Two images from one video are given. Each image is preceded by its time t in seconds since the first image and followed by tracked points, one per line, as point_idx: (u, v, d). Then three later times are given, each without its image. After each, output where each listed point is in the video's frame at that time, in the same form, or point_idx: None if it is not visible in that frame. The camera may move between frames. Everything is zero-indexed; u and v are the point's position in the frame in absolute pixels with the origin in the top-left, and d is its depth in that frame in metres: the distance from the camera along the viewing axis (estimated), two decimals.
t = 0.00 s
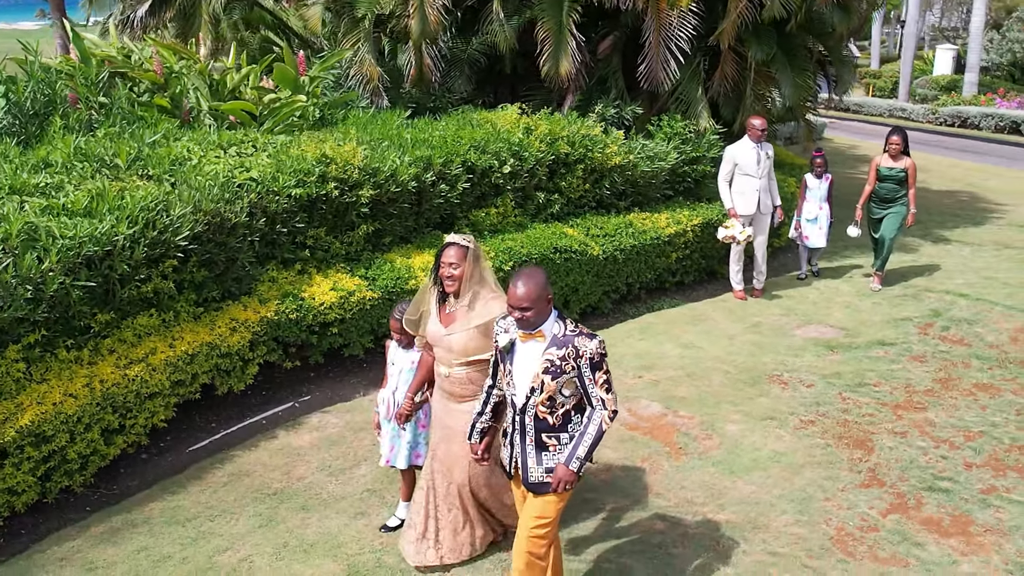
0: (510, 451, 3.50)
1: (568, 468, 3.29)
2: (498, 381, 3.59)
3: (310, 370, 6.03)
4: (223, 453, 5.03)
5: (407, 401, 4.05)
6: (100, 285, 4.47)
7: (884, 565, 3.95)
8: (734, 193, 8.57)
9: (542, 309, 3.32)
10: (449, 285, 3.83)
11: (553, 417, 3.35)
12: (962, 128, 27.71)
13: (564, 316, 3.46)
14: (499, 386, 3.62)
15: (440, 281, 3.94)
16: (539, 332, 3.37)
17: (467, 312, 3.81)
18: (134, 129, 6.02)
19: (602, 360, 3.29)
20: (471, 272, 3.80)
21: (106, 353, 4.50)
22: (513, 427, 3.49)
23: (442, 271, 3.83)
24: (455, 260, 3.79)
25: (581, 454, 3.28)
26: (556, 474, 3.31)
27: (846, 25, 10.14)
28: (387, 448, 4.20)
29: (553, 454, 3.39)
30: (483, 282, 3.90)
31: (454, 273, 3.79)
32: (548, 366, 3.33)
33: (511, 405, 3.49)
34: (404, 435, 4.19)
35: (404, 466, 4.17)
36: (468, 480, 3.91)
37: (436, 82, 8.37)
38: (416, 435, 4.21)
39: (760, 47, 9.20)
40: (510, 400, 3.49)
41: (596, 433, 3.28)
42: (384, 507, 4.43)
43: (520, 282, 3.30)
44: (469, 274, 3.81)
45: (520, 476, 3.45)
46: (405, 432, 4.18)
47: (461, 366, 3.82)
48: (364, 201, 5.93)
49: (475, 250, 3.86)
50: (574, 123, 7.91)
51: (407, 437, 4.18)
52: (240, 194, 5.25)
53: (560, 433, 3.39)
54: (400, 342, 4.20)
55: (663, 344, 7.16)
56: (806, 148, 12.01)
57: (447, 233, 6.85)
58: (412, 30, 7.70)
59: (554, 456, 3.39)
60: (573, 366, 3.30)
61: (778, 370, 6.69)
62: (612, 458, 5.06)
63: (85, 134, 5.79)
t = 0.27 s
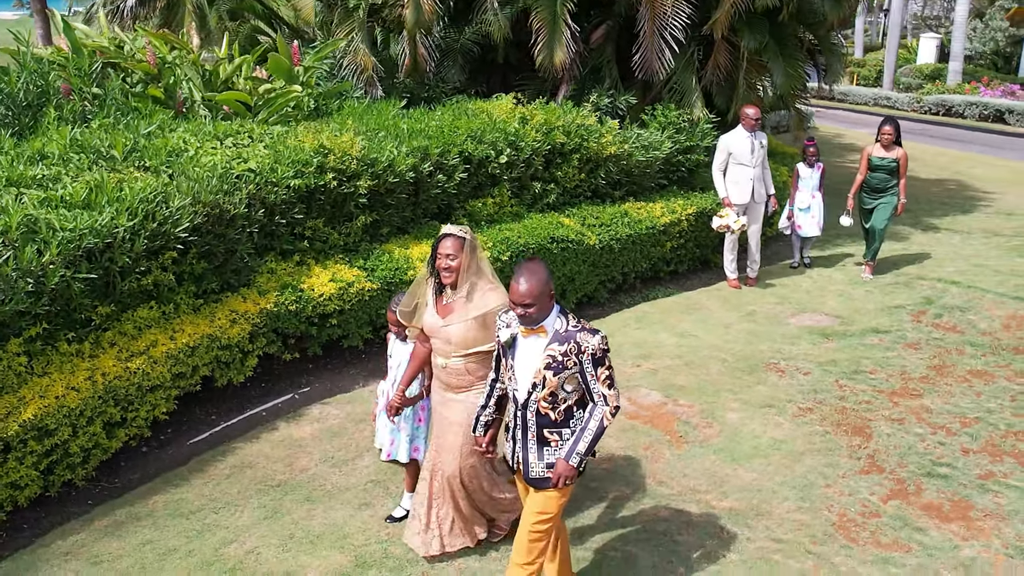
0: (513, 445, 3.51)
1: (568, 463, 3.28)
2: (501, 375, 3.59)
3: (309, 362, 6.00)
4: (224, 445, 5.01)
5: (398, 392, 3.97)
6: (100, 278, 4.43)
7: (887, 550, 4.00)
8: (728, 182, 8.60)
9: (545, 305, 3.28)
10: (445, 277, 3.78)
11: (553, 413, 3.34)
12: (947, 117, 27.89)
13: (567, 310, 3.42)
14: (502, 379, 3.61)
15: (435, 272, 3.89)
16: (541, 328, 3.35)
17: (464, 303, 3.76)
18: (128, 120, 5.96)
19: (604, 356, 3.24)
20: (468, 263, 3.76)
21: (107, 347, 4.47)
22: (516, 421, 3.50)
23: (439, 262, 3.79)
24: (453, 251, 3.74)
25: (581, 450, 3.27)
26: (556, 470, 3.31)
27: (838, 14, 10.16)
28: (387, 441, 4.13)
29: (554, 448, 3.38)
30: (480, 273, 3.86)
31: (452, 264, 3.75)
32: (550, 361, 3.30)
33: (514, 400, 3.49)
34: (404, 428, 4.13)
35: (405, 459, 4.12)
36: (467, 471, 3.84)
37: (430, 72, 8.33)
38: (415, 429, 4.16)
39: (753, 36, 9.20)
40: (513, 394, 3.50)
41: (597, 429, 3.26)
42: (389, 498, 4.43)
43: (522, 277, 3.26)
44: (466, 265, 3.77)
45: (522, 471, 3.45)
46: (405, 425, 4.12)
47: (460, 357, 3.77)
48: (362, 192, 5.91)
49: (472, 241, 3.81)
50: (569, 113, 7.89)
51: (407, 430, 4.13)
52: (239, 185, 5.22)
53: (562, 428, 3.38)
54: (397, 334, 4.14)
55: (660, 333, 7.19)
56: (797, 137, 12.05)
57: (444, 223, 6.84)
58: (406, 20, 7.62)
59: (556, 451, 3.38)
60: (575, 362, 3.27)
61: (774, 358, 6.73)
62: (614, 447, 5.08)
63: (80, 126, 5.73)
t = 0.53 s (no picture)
0: (515, 441, 3.50)
1: (571, 461, 3.28)
2: (505, 370, 3.59)
3: (307, 352, 5.99)
4: (227, 437, 5.00)
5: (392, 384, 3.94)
6: (102, 270, 4.41)
7: (891, 535, 4.04)
8: (723, 171, 8.62)
9: (547, 302, 3.29)
10: (444, 269, 3.77)
11: (556, 410, 3.33)
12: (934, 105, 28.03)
13: (571, 307, 3.42)
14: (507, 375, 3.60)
15: (434, 263, 3.87)
16: (544, 325, 3.35)
17: (463, 296, 3.76)
18: (123, 111, 5.90)
19: (607, 354, 3.24)
20: (466, 255, 3.74)
21: (109, 339, 4.45)
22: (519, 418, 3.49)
23: (437, 254, 3.77)
24: (451, 243, 3.71)
25: (584, 448, 3.27)
26: (558, 467, 3.30)
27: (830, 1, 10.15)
28: (388, 434, 4.13)
29: (557, 445, 3.38)
30: (479, 264, 3.84)
31: (450, 256, 3.71)
32: (552, 359, 3.29)
33: (517, 397, 3.48)
34: (405, 420, 4.14)
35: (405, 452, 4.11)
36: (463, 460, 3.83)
37: (425, 61, 8.28)
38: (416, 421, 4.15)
39: (746, 25, 9.19)
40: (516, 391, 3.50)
41: (599, 427, 3.26)
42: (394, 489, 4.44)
43: (526, 275, 3.27)
44: (464, 257, 3.75)
45: (524, 468, 3.45)
46: (406, 418, 4.12)
47: (458, 349, 3.77)
48: (361, 182, 5.88)
49: (470, 232, 3.79)
50: (565, 102, 7.88)
51: (408, 424, 4.12)
52: (239, 176, 5.19)
53: (564, 425, 3.37)
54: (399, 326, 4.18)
55: (658, 322, 7.21)
56: (789, 125, 12.08)
57: (441, 213, 6.82)
58: (400, 9, 7.59)
59: (558, 448, 3.38)
60: (578, 360, 3.26)
61: (772, 346, 6.76)
62: (617, 436, 5.10)
63: (75, 117, 5.67)
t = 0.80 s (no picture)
0: (518, 438, 3.50)
1: (574, 459, 3.28)
2: (510, 365, 3.58)
3: (307, 343, 5.97)
4: (229, 429, 4.98)
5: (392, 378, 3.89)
6: (104, 262, 4.38)
7: (895, 521, 4.09)
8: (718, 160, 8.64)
9: (551, 300, 3.28)
10: (443, 262, 3.72)
11: (559, 408, 3.32)
12: (920, 93, 28.16)
13: (575, 304, 3.40)
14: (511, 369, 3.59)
15: (433, 255, 3.83)
16: (547, 323, 3.34)
17: (462, 288, 3.72)
18: (119, 101, 5.86)
19: (611, 352, 3.23)
20: (466, 248, 3.70)
21: (112, 331, 4.42)
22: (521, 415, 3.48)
23: (437, 247, 3.73)
24: (450, 236, 3.67)
25: (588, 447, 3.26)
26: (562, 465, 3.30)
27: None
28: (391, 427, 4.10)
29: (561, 443, 3.38)
30: (479, 257, 3.81)
31: (450, 249, 3.68)
32: (556, 357, 3.28)
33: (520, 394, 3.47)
34: (407, 414, 4.11)
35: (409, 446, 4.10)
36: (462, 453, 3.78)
37: (421, 50, 8.24)
38: (419, 415, 4.13)
39: (740, 16, 9.13)
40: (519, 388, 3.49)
41: (603, 425, 3.25)
42: (400, 479, 4.44)
43: (530, 272, 3.26)
44: (464, 250, 3.71)
45: (527, 464, 3.45)
46: (409, 412, 4.10)
47: (458, 342, 3.73)
48: (361, 172, 5.86)
49: (469, 225, 3.75)
50: (562, 91, 7.86)
51: (411, 417, 4.10)
52: (238, 167, 5.16)
53: (568, 423, 3.37)
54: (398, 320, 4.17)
55: (656, 311, 7.22)
56: (781, 114, 12.11)
57: (440, 202, 6.80)
58: None
59: (562, 446, 3.37)
60: (582, 358, 3.25)
61: (770, 333, 6.80)
62: (620, 424, 5.12)
63: (70, 108, 5.62)
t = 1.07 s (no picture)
0: (519, 434, 3.47)
1: (578, 459, 3.28)
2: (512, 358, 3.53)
3: (308, 334, 5.96)
4: (233, 421, 4.97)
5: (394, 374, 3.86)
6: (107, 254, 4.35)
7: (899, 506, 4.13)
8: (714, 149, 8.65)
9: (556, 298, 3.27)
10: (443, 255, 3.68)
11: (561, 406, 3.33)
12: (907, 82, 28.28)
13: (578, 301, 3.38)
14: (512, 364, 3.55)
15: (433, 249, 3.78)
16: (551, 320, 3.32)
17: (463, 282, 3.68)
18: (116, 92, 5.82)
19: (615, 351, 3.26)
20: (466, 242, 3.65)
21: (115, 324, 4.39)
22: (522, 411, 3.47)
23: (436, 241, 3.68)
24: (451, 229, 3.63)
25: (592, 446, 3.28)
26: (566, 464, 3.30)
27: None
28: (396, 421, 4.07)
29: (563, 440, 3.37)
30: (479, 250, 3.77)
31: (450, 243, 3.63)
32: (560, 355, 3.28)
33: (521, 389, 3.45)
34: (411, 408, 4.08)
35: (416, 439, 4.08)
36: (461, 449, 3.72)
37: (416, 40, 8.19)
38: (424, 408, 4.10)
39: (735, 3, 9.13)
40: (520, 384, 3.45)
41: (608, 424, 3.27)
42: (406, 470, 4.44)
43: (535, 269, 3.24)
44: (465, 243, 3.67)
45: (529, 461, 3.43)
46: (414, 406, 4.07)
47: (459, 336, 3.69)
48: (360, 162, 5.84)
49: (469, 218, 3.71)
50: (558, 80, 7.84)
51: (417, 411, 4.08)
52: (239, 157, 5.14)
53: (569, 420, 3.38)
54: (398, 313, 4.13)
55: (654, 300, 7.24)
56: (774, 103, 12.13)
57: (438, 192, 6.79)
58: None
59: (563, 443, 3.37)
60: (586, 357, 3.27)
61: (768, 321, 6.83)
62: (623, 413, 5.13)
63: (66, 99, 5.56)
